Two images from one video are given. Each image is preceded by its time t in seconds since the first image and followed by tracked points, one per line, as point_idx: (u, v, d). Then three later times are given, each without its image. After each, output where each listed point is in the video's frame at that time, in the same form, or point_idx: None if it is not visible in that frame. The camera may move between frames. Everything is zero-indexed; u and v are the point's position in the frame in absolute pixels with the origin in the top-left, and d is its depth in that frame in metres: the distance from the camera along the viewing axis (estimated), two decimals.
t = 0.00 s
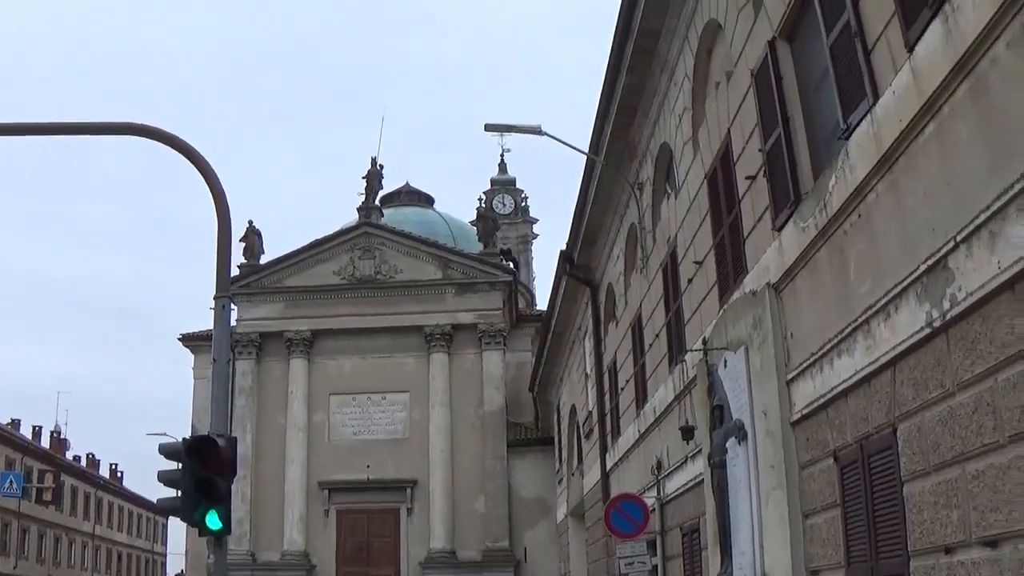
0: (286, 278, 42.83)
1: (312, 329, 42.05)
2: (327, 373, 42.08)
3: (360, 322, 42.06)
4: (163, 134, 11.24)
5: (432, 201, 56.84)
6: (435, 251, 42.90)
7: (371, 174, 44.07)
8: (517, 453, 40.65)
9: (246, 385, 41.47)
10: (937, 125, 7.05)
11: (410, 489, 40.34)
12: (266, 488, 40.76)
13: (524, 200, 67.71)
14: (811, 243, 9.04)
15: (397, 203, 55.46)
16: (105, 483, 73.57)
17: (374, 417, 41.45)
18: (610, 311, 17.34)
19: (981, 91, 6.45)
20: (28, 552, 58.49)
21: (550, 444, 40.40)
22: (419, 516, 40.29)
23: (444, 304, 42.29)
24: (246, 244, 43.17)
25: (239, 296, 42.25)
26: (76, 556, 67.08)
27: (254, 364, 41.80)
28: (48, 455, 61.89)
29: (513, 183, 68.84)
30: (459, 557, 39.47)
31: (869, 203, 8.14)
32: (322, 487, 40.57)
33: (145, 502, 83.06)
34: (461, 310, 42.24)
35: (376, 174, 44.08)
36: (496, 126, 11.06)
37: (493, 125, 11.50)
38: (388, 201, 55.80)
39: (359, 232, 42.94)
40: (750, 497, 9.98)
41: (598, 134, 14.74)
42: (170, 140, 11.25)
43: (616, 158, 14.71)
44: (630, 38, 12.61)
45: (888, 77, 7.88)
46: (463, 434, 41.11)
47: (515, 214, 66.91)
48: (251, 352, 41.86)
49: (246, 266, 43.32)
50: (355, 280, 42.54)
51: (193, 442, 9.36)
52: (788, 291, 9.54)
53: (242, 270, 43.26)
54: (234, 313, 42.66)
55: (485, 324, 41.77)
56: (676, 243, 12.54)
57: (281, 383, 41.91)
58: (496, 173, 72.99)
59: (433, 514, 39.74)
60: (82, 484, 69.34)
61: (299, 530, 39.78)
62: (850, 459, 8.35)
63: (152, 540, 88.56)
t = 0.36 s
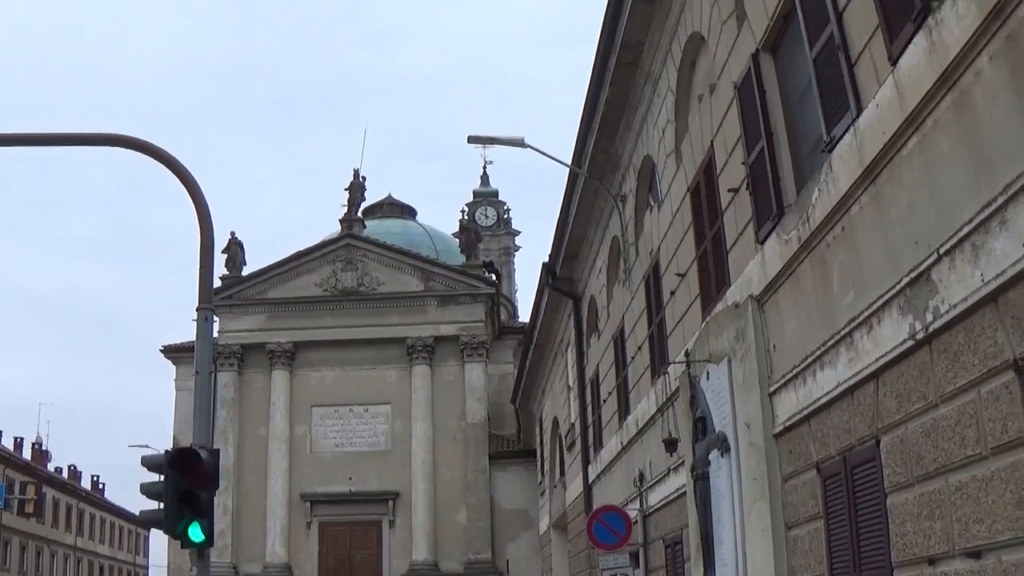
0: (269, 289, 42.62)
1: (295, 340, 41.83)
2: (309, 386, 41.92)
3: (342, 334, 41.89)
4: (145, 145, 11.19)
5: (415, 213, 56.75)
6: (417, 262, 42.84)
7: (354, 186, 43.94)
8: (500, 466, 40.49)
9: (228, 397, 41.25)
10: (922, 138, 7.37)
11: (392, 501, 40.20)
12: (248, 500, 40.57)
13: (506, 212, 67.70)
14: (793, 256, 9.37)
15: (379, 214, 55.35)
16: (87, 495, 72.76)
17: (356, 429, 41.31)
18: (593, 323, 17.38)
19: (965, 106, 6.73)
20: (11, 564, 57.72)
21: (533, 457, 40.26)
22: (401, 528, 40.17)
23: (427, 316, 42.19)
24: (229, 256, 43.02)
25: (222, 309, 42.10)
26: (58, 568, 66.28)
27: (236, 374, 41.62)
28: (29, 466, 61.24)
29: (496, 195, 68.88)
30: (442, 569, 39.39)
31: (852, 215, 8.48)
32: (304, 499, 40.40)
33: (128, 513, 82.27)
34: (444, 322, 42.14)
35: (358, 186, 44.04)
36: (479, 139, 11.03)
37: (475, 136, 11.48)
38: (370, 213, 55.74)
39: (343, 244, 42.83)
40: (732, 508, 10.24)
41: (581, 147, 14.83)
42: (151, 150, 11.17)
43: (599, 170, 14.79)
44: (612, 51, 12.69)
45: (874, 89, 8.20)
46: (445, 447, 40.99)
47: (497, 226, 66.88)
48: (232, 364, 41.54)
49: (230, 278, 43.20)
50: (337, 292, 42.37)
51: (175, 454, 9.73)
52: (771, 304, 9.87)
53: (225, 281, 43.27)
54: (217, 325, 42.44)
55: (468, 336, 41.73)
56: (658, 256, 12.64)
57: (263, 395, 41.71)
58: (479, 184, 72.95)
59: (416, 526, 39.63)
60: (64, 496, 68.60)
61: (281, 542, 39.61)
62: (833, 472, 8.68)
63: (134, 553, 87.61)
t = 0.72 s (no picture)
0: (251, 300, 42.45)
1: (277, 351, 41.60)
2: (292, 396, 41.69)
3: (323, 344, 41.76)
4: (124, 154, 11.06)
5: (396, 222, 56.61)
6: (399, 271, 42.70)
7: (335, 196, 43.76)
8: (484, 474, 40.46)
9: (211, 409, 40.85)
10: (903, 143, 7.51)
11: (376, 511, 39.95)
12: (230, 512, 40.25)
13: (488, 221, 67.66)
14: (775, 263, 9.57)
15: (361, 224, 55.18)
16: (71, 507, 71.97)
17: (340, 439, 41.10)
18: (575, 331, 17.40)
19: (945, 112, 6.86)
20: None
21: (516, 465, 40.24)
22: (385, 539, 39.94)
23: (409, 326, 42.16)
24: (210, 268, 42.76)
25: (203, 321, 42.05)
26: None
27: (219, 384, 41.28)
28: (11, 479, 60.56)
29: (477, 204, 68.85)
30: None
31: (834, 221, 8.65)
32: (287, 510, 40.09)
33: (111, 526, 81.38)
34: (425, 332, 42.12)
35: (339, 197, 43.90)
36: (461, 148, 10.99)
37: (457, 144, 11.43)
38: (352, 223, 55.57)
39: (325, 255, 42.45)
40: (717, 515, 10.40)
41: (562, 155, 14.86)
42: (133, 161, 11.05)
43: (580, 178, 14.83)
44: (594, 58, 12.72)
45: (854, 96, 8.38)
46: (429, 457, 40.85)
47: (479, 235, 66.84)
48: (215, 376, 41.25)
49: (212, 289, 42.97)
50: (319, 302, 42.15)
51: (159, 466, 9.98)
52: (754, 310, 10.06)
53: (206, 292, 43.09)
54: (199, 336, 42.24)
55: (452, 345, 41.73)
56: (641, 264, 12.70)
57: (246, 405, 41.49)
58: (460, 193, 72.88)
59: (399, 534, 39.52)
60: (47, 508, 67.79)
61: (264, 553, 39.32)
62: (818, 478, 8.83)
63: (117, 566, 86.68)
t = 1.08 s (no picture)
0: (233, 309, 42.12)
1: (260, 361, 41.28)
2: (276, 407, 41.36)
3: (309, 356, 41.38)
4: (106, 160, 10.79)
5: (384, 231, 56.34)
6: (386, 282, 42.55)
7: (321, 205, 43.45)
8: (470, 490, 40.17)
9: (191, 420, 40.66)
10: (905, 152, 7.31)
11: (360, 527, 39.46)
12: (212, 526, 39.86)
13: (477, 230, 67.43)
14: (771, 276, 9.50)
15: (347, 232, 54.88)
16: (45, 521, 71.07)
17: (325, 453, 40.67)
18: (565, 344, 17.16)
19: (948, 120, 6.68)
20: None
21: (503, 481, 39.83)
22: (370, 556, 39.37)
23: (396, 338, 41.97)
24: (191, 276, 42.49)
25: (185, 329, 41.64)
26: None
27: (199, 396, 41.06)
28: None
29: (466, 213, 68.57)
30: None
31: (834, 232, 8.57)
32: (269, 525, 39.68)
33: (86, 539, 80.45)
34: (412, 343, 41.89)
35: (325, 205, 43.60)
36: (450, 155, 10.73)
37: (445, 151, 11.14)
38: (337, 232, 55.20)
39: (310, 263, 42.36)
40: (711, 533, 10.33)
41: (554, 165, 14.66)
42: (114, 166, 10.81)
43: (572, 186, 14.60)
44: (587, 65, 12.51)
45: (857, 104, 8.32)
46: (415, 473, 40.52)
47: (468, 244, 66.62)
48: (196, 387, 41.03)
49: (193, 297, 42.65)
50: (304, 312, 41.98)
51: (138, 480, 9.69)
52: (750, 324, 9.96)
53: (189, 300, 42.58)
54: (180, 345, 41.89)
55: (440, 358, 41.46)
56: (634, 276, 12.52)
57: (228, 416, 41.11)
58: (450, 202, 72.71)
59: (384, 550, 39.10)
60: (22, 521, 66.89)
61: (245, 567, 39.09)
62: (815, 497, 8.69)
63: None
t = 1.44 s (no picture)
0: (205, 321, 41.41)
1: (233, 379, 40.49)
2: (249, 428, 40.47)
3: (289, 372, 40.56)
4: (64, 163, 9.99)
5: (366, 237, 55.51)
6: (367, 292, 41.70)
7: (298, 207, 42.70)
8: (461, 515, 39.24)
9: (157, 443, 39.60)
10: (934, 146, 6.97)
11: (342, 556, 38.48)
12: (180, 556, 38.90)
13: (466, 235, 66.65)
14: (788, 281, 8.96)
15: (326, 237, 53.99)
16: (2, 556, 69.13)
17: (305, 477, 39.66)
18: (563, 357, 16.40)
19: (981, 108, 6.29)
20: None
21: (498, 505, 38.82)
22: None
23: (380, 351, 41.11)
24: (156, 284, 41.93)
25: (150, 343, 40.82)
26: None
27: (167, 416, 40.08)
28: None
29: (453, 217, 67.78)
30: None
31: (856, 233, 8.15)
32: (242, 556, 38.70)
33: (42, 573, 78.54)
34: (398, 358, 41.07)
35: (302, 207, 42.80)
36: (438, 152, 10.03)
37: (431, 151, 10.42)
38: (316, 237, 54.34)
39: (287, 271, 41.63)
40: (723, 560, 9.77)
41: (549, 165, 13.98)
42: (73, 169, 10.05)
43: (569, 187, 13.89)
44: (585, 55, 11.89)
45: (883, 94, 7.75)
46: (401, 496, 39.69)
47: (457, 249, 65.85)
48: (163, 407, 40.11)
49: (162, 309, 41.93)
50: (281, 324, 41.17)
51: (100, 508, 8.81)
52: (764, 334, 9.38)
53: (153, 313, 41.86)
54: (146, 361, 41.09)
55: (429, 372, 40.61)
56: (637, 282, 11.89)
57: (197, 437, 40.18)
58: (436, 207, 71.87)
59: None
60: None
61: None
62: (837, 520, 8.29)
63: None
